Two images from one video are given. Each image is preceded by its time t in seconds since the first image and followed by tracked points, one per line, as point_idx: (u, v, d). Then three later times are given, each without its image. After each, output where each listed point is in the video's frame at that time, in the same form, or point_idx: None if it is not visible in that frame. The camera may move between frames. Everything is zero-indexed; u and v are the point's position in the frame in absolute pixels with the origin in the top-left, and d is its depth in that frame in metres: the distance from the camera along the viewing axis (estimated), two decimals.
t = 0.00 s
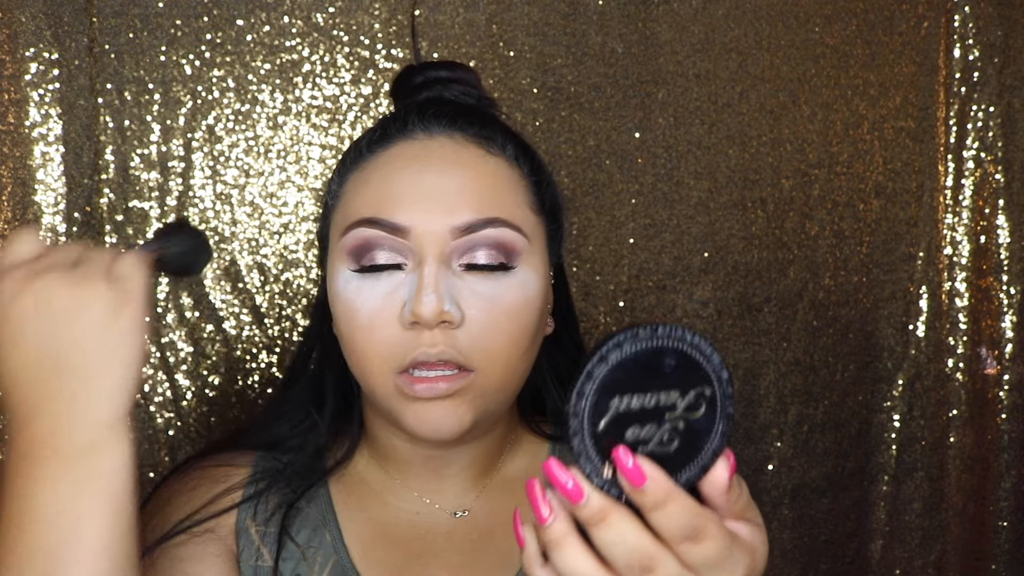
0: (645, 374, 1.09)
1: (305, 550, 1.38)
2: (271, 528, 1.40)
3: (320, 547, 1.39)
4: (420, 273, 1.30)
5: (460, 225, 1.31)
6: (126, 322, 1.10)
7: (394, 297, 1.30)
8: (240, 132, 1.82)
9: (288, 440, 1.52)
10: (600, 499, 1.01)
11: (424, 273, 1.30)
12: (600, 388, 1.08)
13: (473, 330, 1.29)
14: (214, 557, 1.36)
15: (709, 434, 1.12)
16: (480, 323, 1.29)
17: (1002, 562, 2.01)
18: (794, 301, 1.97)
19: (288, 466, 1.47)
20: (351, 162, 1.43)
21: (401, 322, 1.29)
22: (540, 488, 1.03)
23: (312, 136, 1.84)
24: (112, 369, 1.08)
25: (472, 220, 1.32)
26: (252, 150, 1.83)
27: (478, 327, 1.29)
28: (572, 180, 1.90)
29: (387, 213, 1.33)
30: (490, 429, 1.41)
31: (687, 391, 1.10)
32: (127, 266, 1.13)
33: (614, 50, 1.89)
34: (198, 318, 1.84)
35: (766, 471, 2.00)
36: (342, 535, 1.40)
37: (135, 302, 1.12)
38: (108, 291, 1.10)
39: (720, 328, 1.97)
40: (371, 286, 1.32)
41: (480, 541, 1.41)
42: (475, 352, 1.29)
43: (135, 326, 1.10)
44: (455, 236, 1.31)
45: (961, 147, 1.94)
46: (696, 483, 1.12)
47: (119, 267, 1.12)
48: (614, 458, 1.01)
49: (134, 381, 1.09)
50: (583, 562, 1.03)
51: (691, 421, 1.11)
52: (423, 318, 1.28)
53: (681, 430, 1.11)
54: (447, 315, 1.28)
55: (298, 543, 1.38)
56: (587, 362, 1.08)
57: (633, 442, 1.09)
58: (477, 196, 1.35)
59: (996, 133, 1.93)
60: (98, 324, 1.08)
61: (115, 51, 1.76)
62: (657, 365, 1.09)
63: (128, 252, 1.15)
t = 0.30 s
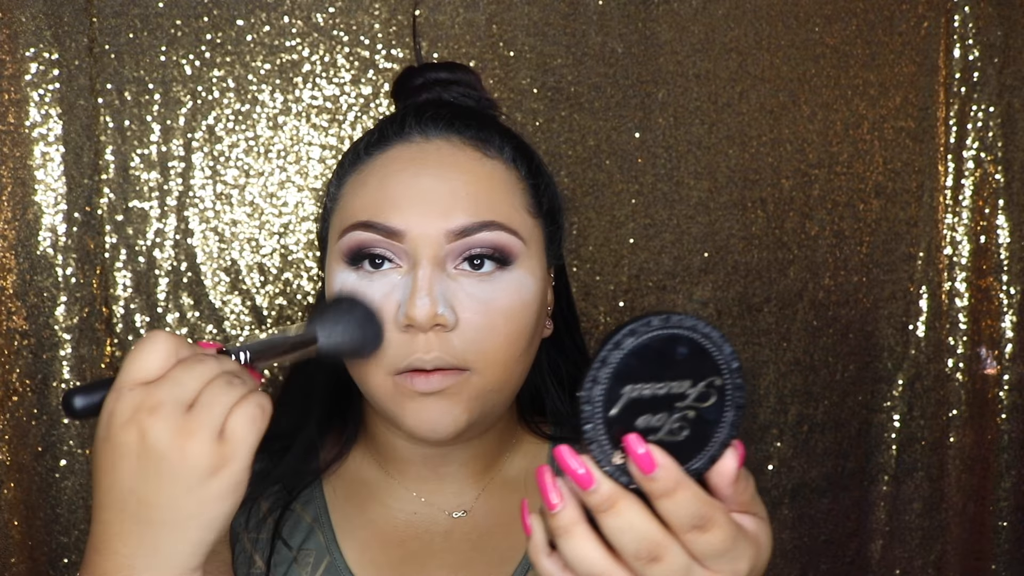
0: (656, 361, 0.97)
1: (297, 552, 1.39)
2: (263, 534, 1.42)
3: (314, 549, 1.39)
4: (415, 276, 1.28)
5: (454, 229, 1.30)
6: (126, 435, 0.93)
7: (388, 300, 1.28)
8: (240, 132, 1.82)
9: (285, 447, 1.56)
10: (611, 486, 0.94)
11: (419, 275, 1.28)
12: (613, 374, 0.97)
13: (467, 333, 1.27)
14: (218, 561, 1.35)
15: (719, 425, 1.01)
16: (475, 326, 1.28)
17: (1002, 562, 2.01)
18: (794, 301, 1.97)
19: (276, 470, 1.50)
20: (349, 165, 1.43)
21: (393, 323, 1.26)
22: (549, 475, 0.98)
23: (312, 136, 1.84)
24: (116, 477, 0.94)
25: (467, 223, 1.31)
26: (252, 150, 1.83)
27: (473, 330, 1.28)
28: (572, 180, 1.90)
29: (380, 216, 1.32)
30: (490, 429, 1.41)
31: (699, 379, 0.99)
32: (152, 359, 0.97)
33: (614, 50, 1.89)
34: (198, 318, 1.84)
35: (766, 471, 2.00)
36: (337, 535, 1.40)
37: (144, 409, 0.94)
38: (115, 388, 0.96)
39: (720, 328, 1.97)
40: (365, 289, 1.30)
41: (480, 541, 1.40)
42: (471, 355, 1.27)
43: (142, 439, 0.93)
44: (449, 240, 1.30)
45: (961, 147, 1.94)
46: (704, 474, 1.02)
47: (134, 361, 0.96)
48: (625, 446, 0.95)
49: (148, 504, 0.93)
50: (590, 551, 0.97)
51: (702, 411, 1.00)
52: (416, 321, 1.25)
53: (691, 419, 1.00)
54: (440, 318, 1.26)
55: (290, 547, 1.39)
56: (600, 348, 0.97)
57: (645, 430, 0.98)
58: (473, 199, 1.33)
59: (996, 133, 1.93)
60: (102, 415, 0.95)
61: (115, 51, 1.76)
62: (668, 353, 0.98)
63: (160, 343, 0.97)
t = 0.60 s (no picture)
0: (637, 376, 1.02)
1: (298, 550, 1.38)
2: (266, 533, 1.41)
3: (315, 548, 1.38)
4: (403, 281, 1.28)
5: (443, 235, 1.28)
6: (169, 437, 0.95)
7: (378, 303, 1.29)
8: (240, 132, 1.82)
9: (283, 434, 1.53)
10: (592, 499, 0.99)
11: (407, 280, 1.28)
12: (594, 388, 1.01)
13: (453, 339, 1.27)
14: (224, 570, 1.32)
15: (701, 437, 1.05)
16: (460, 332, 1.27)
17: (1002, 562, 2.01)
18: (794, 301, 1.97)
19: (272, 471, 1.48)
20: (350, 166, 1.43)
21: (381, 329, 1.28)
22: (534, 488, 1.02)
23: (312, 136, 1.84)
24: (156, 479, 0.94)
25: (457, 229, 1.29)
26: (252, 150, 1.83)
27: (458, 337, 1.27)
28: (572, 180, 1.90)
29: (372, 218, 1.31)
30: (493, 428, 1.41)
31: (679, 392, 1.04)
32: (186, 365, 0.99)
33: (614, 50, 1.89)
34: (198, 319, 1.84)
35: (766, 472, 2.00)
36: (338, 533, 1.39)
37: (183, 413, 0.96)
38: (151, 394, 0.97)
39: (720, 328, 1.97)
40: (357, 291, 1.31)
41: (482, 539, 1.40)
42: (456, 361, 1.27)
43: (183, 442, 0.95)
44: (438, 245, 1.28)
45: (961, 147, 1.94)
46: (688, 486, 1.06)
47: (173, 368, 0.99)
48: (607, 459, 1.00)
49: (185, 510, 0.94)
50: (574, 561, 1.02)
51: (683, 423, 1.05)
52: (399, 326, 1.26)
53: (673, 432, 1.04)
54: (424, 324, 1.26)
55: (292, 546, 1.38)
56: (581, 361, 1.01)
57: (626, 444, 1.03)
58: (465, 206, 1.31)
59: (996, 133, 1.93)
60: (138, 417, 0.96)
61: (115, 51, 1.76)
62: (649, 366, 1.03)
63: (194, 350, 1.00)
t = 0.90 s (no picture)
0: (646, 382, 1.04)
1: (298, 553, 1.38)
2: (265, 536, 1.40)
3: (315, 550, 1.38)
4: (409, 280, 1.28)
5: (448, 234, 1.28)
6: (185, 454, 0.95)
7: (383, 303, 1.29)
8: (240, 132, 1.82)
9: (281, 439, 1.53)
10: (603, 505, 1.00)
11: (412, 280, 1.28)
12: (604, 394, 1.03)
13: (459, 338, 1.27)
14: None
15: (709, 441, 1.08)
16: (467, 331, 1.28)
17: (1002, 562, 2.01)
18: (794, 301, 1.97)
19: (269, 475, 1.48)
20: (351, 166, 1.42)
21: (387, 328, 1.28)
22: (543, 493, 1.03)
23: (312, 136, 1.84)
24: (170, 494, 0.95)
25: (462, 228, 1.29)
26: (252, 150, 1.83)
27: (464, 336, 1.27)
28: (572, 180, 1.90)
29: (376, 219, 1.31)
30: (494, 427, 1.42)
31: (688, 398, 1.06)
32: (198, 377, 0.99)
33: (614, 50, 1.89)
34: (198, 319, 1.84)
35: (766, 472, 2.00)
36: (338, 535, 1.39)
37: (196, 429, 0.96)
38: (163, 408, 0.97)
39: (720, 328, 1.97)
40: (362, 291, 1.31)
41: (483, 540, 1.40)
42: (463, 360, 1.28)
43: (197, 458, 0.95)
44: (443, 245, 1.29)
45: (961, 147, 1.94)
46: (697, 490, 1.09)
47: (186, 380, 0.98)
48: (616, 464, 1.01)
49: (199, 527, 0.95)
50: (584, 566, 1.03)
51: (692, 428, 1.07)
52: (406, 325, 1.26)
53: (682, 436, 1.07)
54: (431, 322, 1.26)
55: (291, 548, 1.38)
56: (591, 368, 1.03)
57: (635, 449, 1.05)
58: (469, 205, 1.31)
59: (996, 133, 1.93)
60: (151, 432, 0.96)
61: (115, 51, 1.76)
62: (659, 372, 1.05)
63: (205, 361, 0.99)
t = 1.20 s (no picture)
0: (647, 396, 1.06)
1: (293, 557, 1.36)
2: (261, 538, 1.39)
3: (310, 553, 1.36)
4: (415, 273, 1.28)
5: (455, 228, 1.29)
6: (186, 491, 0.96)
7: (390, 297, 1.29)
8: (240, 132, 1.82)
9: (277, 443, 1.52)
10: (602, 521, 1.03)
11: (419, 273, 1.28)
12: (604, 411, 1.05)
13: (465, 333, 1.27)
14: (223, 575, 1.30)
15: (710, 457, 1.10)
16: (473, 326, 1.28)
17: (1002, 562, 2.01)
18: (794, 301, 1.97)
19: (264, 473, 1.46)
20: (354, 162, 1.42)
21: (394, 323, 1.28)
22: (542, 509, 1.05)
23: (312, 136, 1.84)
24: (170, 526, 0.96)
25: (468, 223, 1.30)
26: (252, 150, 1.83)
27: (471, 331, 1.27)
28: (572, 180, 1.90)
29: (381, 213, 1.31)
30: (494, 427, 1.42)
31: (689, 414, 1.08)
32: (203, 411, 0.96)
33: (614, 50, 1.89)
34: (198, 318, 1.84)
35: (766, 472, 2.00)
36: (334, 537, 1.38)
37: (198, 465, 0.96)
38: (167, 441, 0.96)
39: (720, 328, 1.97)
40: (367, 286, 1.30)
41: (482, 542, 1.40)
42: (469, 356, 1.27)
43: (197, 495, 0.96)
44: (450, 240, 1.29)
45: (961, 147, 1.94)
46: (698, 505, 1.11)
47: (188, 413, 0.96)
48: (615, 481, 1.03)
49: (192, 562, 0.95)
50: None
51: (693, 444, 1.09)
52: (413, 318, 1.26)
53: (683, 452, 1.09)
54: (438, 316, 1.26)
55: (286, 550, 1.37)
56: (591, 385, 1.05)
57: (635, 465, 1.07)
58: (475, 200, 1.32)
59: (996, 133, 1.93)
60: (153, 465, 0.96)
61: (115, 51, 1.76)
62: (660, 388, 1.07)
63: (213, 393, 0.97)
